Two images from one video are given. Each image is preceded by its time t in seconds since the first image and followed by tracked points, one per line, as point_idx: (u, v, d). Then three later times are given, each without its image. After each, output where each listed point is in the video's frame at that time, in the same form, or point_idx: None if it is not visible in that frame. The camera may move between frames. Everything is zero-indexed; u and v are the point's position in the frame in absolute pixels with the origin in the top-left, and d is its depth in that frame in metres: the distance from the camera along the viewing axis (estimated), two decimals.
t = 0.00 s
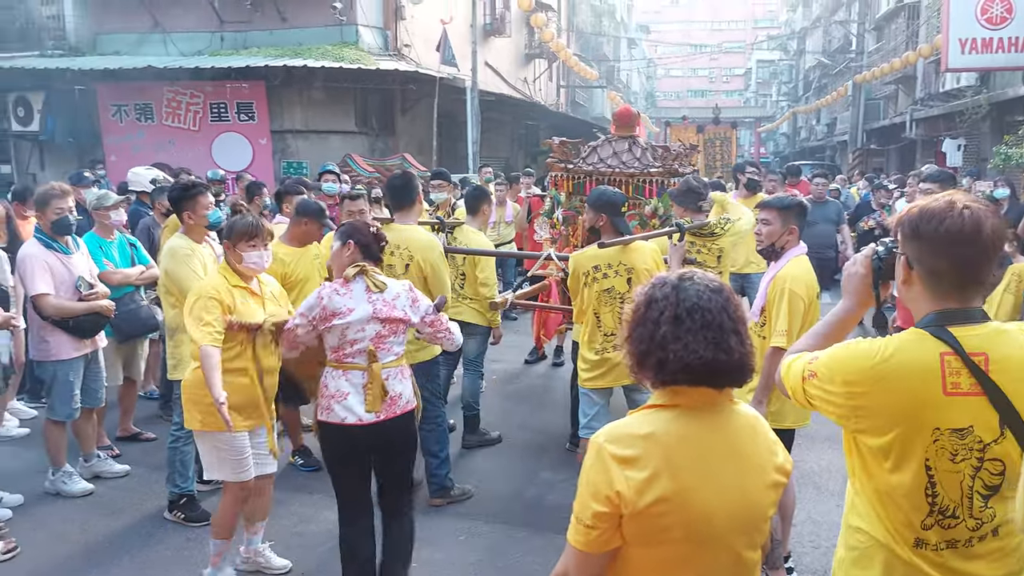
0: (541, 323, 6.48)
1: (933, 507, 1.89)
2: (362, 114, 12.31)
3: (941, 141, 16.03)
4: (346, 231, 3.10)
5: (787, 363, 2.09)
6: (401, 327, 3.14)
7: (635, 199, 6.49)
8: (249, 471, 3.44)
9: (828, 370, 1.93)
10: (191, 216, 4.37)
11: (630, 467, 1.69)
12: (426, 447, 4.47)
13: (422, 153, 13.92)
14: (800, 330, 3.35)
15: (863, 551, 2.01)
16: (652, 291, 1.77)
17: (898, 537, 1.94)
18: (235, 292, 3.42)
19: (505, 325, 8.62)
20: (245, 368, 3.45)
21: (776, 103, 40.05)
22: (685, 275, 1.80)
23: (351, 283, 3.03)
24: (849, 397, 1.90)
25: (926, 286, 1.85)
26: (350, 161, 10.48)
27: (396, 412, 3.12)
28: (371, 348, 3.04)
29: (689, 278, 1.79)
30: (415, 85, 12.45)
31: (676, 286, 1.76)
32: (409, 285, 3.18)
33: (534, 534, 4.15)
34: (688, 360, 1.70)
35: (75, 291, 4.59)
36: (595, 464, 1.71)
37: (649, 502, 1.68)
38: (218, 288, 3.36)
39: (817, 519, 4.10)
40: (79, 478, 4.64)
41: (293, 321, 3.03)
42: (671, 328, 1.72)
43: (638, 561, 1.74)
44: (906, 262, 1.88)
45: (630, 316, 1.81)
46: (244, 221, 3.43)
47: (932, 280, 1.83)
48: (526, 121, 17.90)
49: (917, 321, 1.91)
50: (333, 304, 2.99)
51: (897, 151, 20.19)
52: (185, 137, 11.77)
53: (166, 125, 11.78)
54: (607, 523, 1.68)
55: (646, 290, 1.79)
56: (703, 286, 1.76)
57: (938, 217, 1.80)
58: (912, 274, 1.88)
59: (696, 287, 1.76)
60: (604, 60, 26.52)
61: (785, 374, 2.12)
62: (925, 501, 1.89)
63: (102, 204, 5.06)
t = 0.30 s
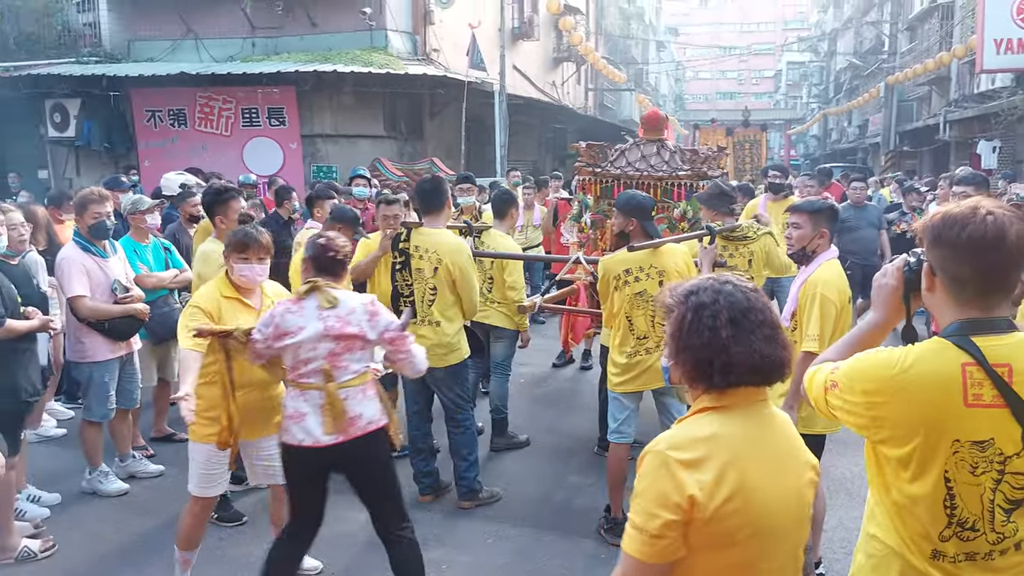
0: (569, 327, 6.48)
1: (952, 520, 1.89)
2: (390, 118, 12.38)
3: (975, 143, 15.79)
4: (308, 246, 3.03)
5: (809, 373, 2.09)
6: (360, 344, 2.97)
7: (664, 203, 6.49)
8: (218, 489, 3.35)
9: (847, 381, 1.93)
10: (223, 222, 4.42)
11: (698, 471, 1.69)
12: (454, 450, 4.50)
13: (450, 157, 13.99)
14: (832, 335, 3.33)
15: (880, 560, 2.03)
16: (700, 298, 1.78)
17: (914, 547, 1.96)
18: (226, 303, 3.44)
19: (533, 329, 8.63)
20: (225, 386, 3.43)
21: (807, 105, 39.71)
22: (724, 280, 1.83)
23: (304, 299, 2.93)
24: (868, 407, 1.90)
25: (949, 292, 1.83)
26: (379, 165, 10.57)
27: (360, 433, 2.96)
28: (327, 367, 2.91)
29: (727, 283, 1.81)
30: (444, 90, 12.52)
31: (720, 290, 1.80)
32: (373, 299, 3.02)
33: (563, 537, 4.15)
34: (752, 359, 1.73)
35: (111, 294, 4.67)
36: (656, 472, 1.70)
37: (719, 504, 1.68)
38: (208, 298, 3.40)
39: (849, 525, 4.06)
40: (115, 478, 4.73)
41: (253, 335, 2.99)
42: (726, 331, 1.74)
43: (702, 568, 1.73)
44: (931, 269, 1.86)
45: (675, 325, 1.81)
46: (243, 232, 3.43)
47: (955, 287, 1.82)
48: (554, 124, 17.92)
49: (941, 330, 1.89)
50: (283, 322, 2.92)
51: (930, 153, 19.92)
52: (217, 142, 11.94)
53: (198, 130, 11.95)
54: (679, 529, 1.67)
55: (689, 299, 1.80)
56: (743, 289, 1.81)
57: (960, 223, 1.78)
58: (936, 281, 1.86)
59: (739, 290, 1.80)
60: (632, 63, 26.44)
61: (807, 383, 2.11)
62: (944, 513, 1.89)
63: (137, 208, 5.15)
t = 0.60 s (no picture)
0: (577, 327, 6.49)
1: (959, 522, 1.89)
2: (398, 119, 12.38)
3: (984, 144, 15.73)
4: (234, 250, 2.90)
5: (816, 374, 2.10)
6: (261, 361, 2.82)
7: (671, 204, 6.51)
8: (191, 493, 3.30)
9: (854, 383, 1.94)
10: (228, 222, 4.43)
11: (738, 479, 1.69)
12: (462, 451, 4.52)
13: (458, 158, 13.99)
14: (839, 336, 3.34)
15: (888, 562, 2.04)
16: (708, 301, 1.82)
17: (920, 549, 1.96)
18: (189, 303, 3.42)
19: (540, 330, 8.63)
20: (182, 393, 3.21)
21: (815, 106, 39.63)
22: (722, 285, 1.87)
23: (214, 309, 2.84)
24: (874, 409, 1.91)
25: (952, 293, 1.84)
26: (386, 166, 10.60)
27: (248, 457, 2.88)
28: (220, 384, 2.83)
29: (726, 288, 1.86)
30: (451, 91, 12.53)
31: (722, 293, 1.85)
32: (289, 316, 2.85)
33: (570, 538, 4.16)
34: (766, 358, 1.78)
35: (118, 295, 4.69)
36: (696, 487, 1.69)
37: (762, 510, 1.69)
38: (170, 297, 3.40)
39: (857, 526, 4.06)
40: (122, 479, 4.76)
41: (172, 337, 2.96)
42: (742, 331, 1.78)
43: None
44: (935, 270, 1.86)
45: (685, 333, 1.82)
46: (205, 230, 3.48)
47: (958, 288, 1.82)
48: (561, 125, 17.93)
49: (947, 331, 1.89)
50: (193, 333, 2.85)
51: (939, 154, 19.85)
52: (225, 143, 11.98)
53: (206, 131, 12.00)
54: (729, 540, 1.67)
55: (696, 305, 1.83)
56: (743, 291, 1.86)
57: (963, 224, 1.78)
58: (941, 282, 1.86)
59: (740, 292, 1.85)
60: (639, 64, 26.41)
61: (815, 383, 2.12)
62: (949, 515, 1.89)
63: (143, 209, 5.16)
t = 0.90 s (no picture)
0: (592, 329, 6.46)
1: (982, 528, 1.86)
2: (413, 121, 12.38)
3: (1005, 143, 15.56)
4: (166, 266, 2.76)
5: (834, 377, 2.07)
6: (165, 375, 2.65)
7: (686, 205, 6.46)
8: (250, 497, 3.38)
9: (873, 386, 1.91)
10: (247, 223, 4.45)
11: (776, 524, 1.54)
12: (478, 452, 4.51)
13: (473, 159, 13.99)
14: (858, 337, 3.29)
15: (910, 567, 2.02)
16: (704, 318, 1.70)
17: (942, 555, 1.93)
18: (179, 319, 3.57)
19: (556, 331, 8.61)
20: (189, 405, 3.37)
21: (833, 105, 39.37)
22: (724, 300, 1.74)
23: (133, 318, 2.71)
24: (893, 413, 1.89)
25: (977, 294, 1.81)
26: (402, 167, 10.62)
27: (145, 481, 2.70)
28: (123, 399, 2.67)
29: (729, 303, 1.73)
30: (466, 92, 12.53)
31: (723, 309, 1.71)
32: (196, 324, 2.64)
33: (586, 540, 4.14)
34: (765, 383, 1.62)
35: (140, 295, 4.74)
36: (733, 536, 1.51)
37: (800, 555, 1.56)
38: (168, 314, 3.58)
39: (876, 529, 4.01)
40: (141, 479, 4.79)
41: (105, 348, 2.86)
42: (738, 353, 1.64)
43: None
44: (959, 271, 1.84)
45: (676, 351, 1.71)
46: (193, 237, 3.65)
47: (981, 289, 1.79)
48: (576, 126, 17.90)
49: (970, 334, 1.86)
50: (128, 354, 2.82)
51: (959, 153, 19.66)
52: (242, 145, 12.04)
53: (224, 134, 12.09)
54: None
55: (690, 321, 1.71)
56: (747, 308, 1.72)
57: (987, 225, 1.75)
58: (964, 283, 1.83)
59: (743, 309, 1.71)
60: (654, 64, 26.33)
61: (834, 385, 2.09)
62: (973, 521, 1.86)
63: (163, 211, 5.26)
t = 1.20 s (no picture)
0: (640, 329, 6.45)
1: None
2: (461, 120, 12.45)
3: None
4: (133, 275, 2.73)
5: (893, 384, 2.05)
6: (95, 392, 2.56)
7: (737, 205, 6.41)
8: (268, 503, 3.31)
9: (934, 393, 1.88)
10: (301, 225, 4.53)
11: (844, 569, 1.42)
12: (526, 452, 4.54)
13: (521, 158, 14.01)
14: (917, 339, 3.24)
15: None
16: (733, 338, 1.52)
17: (1004, 565, 1.91)
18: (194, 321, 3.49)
19: (604, 331, 8.60)
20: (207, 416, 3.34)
21: (887, 99, 38.53)
22: (756, 317, 1.57)
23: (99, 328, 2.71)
24: (955, 420, 1.86)
25: None
26: (450, 167, 10.69)
27: (81, 500, 2.60)
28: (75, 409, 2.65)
29: (762, 320, 1.56)
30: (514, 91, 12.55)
31: (756, 327, 1.54)
32: (116, 342, 2.55)
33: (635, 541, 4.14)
34: (799, 413, 1.46)
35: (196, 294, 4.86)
36: None
37: None
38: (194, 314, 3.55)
39: (934, 536, 3.94)
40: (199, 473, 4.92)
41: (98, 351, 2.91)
42: (770, 380, 1.47)
43: None
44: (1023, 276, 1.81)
45: (701, 373, 1.55)
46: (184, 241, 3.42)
47: None
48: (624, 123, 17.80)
49: None
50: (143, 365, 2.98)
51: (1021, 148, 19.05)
52: (294, 146, 12.26)
53: (276, 135, 12.32)
54: None
55: (718, 340, 1.54)
56: (780, 325, 1.55)
57: None
58: None
59: (778, 328, 1.54)
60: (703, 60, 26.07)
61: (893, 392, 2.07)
62: None
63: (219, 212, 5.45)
